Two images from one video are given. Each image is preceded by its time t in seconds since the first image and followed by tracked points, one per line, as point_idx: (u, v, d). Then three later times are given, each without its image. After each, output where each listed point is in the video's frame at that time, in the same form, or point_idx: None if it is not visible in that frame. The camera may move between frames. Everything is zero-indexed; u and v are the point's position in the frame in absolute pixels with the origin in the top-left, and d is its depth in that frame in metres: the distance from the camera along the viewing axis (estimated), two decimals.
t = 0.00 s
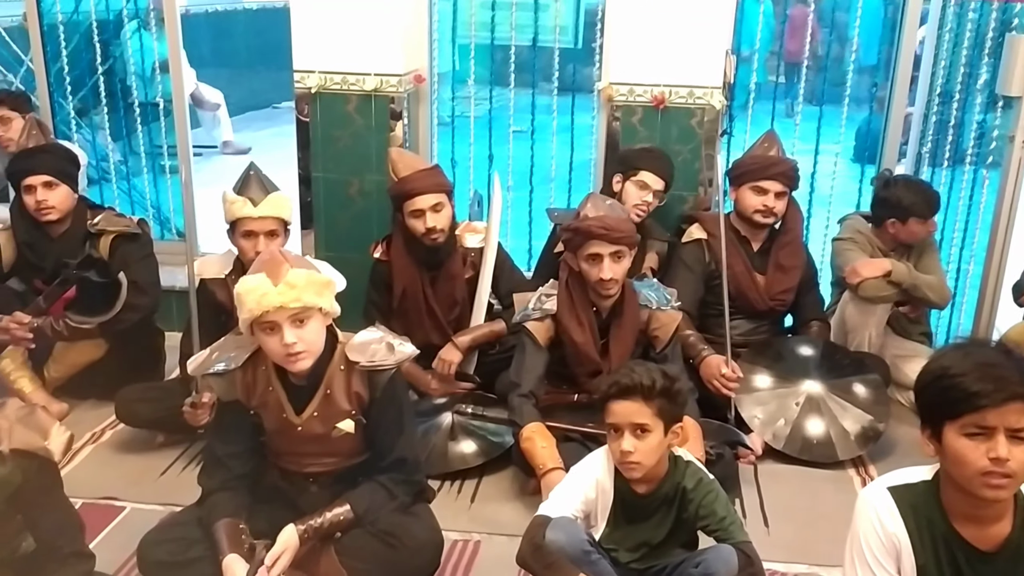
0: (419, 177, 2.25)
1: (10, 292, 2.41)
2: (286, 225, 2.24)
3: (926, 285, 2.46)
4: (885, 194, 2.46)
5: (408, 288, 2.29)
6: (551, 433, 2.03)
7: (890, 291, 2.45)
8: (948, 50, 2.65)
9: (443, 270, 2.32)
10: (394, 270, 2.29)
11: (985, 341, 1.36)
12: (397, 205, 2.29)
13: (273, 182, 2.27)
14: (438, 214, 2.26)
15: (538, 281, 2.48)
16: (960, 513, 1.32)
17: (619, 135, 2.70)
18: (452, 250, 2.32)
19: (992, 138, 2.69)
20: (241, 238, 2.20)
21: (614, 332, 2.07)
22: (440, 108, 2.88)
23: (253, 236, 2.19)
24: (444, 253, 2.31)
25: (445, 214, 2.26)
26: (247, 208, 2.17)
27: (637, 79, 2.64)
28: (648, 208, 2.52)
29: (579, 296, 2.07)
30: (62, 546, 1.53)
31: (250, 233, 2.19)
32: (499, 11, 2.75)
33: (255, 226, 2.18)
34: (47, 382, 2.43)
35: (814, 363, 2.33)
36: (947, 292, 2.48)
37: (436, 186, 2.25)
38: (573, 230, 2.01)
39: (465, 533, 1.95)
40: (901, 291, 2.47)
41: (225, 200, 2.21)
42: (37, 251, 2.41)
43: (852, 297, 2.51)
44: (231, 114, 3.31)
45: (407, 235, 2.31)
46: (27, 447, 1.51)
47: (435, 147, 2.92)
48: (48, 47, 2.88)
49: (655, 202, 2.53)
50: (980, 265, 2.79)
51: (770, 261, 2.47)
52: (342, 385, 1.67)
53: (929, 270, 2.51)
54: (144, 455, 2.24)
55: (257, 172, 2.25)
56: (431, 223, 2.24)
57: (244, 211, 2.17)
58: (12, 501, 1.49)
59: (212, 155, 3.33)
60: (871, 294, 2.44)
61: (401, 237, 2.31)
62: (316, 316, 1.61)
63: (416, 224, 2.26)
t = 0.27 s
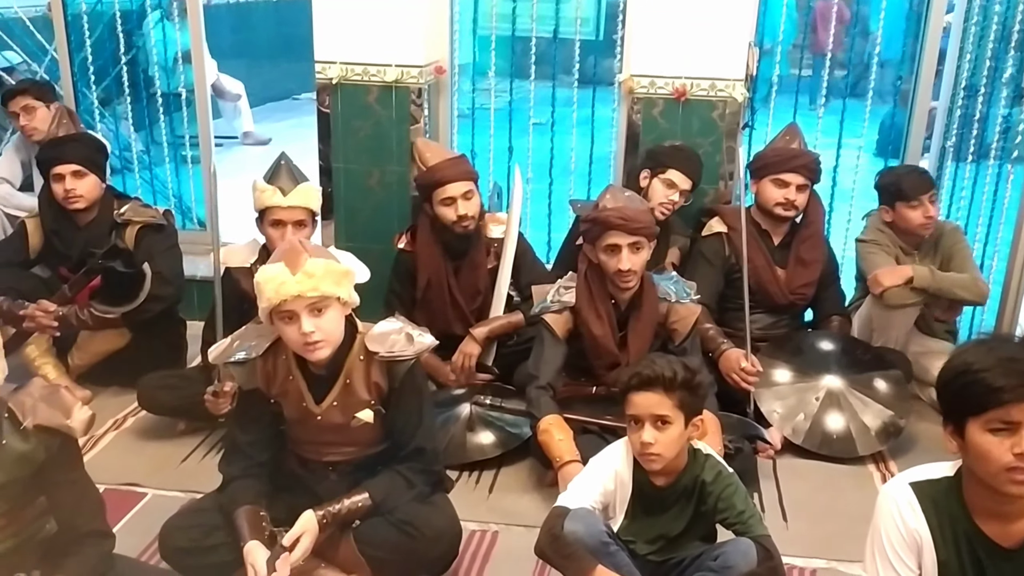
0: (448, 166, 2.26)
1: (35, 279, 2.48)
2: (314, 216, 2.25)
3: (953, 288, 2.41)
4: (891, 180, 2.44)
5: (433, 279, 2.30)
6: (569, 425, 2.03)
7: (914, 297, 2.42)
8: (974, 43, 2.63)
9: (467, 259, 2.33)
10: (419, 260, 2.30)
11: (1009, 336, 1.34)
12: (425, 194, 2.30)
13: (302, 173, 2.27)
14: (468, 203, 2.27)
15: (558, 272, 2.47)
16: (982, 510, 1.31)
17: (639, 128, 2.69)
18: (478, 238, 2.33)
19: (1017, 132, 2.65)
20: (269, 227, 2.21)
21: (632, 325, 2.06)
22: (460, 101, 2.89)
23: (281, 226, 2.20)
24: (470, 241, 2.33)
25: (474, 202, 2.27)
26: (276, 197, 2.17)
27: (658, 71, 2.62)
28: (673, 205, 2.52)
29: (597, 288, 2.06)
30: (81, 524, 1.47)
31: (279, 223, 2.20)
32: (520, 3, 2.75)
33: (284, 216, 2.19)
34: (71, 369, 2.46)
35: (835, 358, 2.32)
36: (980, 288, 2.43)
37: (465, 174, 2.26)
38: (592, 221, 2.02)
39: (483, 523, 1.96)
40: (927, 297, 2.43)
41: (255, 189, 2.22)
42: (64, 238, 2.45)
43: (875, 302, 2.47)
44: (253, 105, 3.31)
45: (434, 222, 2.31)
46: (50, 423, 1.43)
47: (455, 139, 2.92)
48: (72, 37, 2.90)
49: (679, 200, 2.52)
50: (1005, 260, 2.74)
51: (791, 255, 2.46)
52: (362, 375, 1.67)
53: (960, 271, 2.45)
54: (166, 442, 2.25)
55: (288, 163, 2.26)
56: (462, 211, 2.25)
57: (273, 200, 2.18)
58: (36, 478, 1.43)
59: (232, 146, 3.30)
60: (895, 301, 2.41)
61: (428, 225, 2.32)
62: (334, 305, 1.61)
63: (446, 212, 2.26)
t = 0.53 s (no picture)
0: (477, 154, 2.26)
1: (60, 264, 2.51)
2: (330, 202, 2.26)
3: (979, 293, 2.38)
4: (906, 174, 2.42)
5: (458, 265, 2.31)
6: (587, 415, 2.03)
7: (938, 299, 2.40)
8: (999, 34, 2.60)
9: (491, 248, 2.34)
10: (444, 246, 2.32)
11: None
12: (454, 181, 2.30)
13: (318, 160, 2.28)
14: (497, 191, 2.27)
15: (577, 263, 2.47)
16: (1003, 505, 1.30)
17: (658, 118, 2.67)
18: (504, 227, 2.33)
19: None
20: (286, 215, 2.22)
21: (656, 315, 2.06)
22: (479, 91, 2.88)
23: (297, 213, 2.21)
24: (495, 230, 2.33)
25: (503, 191, 2.27)
26: (290, 184, 2.18)
27: (679, 60, 2.61)
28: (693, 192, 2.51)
29: (623, 277, 2.06)
30: (103, 507, 1.48)
31: (295, 210, 2.21)
32: None
33: (299, 203, 2.20)
34: (94, 355, 2.49)
35: (855, 351, 2.30)
36: (1002, 295, 2.41)
37: (494, 163, 2.26)
38: (623, 210, 2.01)
39: (500, 512, 1.96)
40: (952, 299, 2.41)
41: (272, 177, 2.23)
42: (88, 225, 2.47)
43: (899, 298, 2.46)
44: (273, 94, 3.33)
45: (461, 209, 2.32)
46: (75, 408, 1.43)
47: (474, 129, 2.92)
48: (94, 25, 2.92)
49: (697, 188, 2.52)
50: None
51: (811, 247, 2.44)
52: (379, 363, 1.68)
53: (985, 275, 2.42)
54: (186, 428, 2.27)
55: (303, 149, 2.27)
56: (490, 199, 2.25)
57: (289, 187, 2.19)
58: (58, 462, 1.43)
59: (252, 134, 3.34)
60: (920, 303, 2.39)
61: (455, 213, 2.32)
62: (350, 294, 1.62)
63: (474, 200, 2.27)
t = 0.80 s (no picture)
0: (496, 143, 2.25)
1: (81, 250, 2.52)
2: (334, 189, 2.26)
3: (994, 284, 2.37)
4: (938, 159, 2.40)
5: (474, 253, 2.31)
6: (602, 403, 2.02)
7: (952, 288, 2.39)
8: (1020, 22, 2.56)
9: (509, 236, 2.34)
10: (461, 234, 2.32)
11: None
12: (472, 169, 2.29)
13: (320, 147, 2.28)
14: (514, 180, 2.27)
15: (592, 253, 2.46)
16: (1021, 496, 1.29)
17: (676, 107, 2.66)
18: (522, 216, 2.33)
19: None
20: (289, 204, 2.24)
21: (678, 304, 2.05)
22: (495, 79, 2.87)
23: (299, 202, 2.22)
24: (512, 219, 2.33)
25: (519, 181, 2.27)
26: (291, 172, 2.20)
27: (696, 49, 2.60)
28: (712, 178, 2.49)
29: (645, 265, 2.05)
30: (126, 499, 1.48)
31: (297, 198, 2.22)
32: None
33: (301, 191, 2.21)
34: (112, 342, 2.50)
35: (871, 342, 2.29)
36: (1015, 291, 2.40)
37: (512, 152, 2.26)
38: (650, 196, 2.00)
39: (514, 500, 1.97)
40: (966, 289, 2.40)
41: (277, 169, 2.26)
42: (109, 212, 2.48)
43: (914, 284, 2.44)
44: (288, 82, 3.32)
45: (478, 198, 2.32)
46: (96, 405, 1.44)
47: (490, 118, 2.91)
48: (112, 11, 2.93)
49: (712, 173, 2.50)
50: None
51: (828, 238, 2.43)
52: (395, 350, 1.68)
53: (1000, 271, 2.40)
54: (202, 414, 2.28)
55: (306, 138, 2.28)
56: (506, 188, 2.25)
57: (289, 175, 2.21)
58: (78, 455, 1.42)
59: (267, 122, 3.27)
60: (932, 288, 2.38)
61: (471, 201, 2.32)
62: (364, 282, 1.62)
63: (491, 188, 2.26)
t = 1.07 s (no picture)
0: (512, 128, 2.25)
1: (107, 233, 2.57)
2: (345, 172, 2.26)
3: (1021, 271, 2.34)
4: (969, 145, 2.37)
5: (491, 238, 2.31)
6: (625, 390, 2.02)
7: (977, 270, 2.38)
8: None
9: (527, 224, 2.33)
10: (478, 222, 2.32)
11: None
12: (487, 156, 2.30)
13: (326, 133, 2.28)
14: (527, 167, 2.26)
15: (616, 237, 2.44)
16: None
17: (699, 92, 2.63)
18: (537, 204, 2.33)
19: None
20: (303, 191, 2.24)
21: (700, 291, 2.04)
22: (518, 66, 2.85)
23: (313, 188, 2.23)
24: (529, 206, 2.33)
25: (532, 167, 2.26)
26: (299, 162, 2.20)
27: (722, 34, 2.58)
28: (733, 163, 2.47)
29: (668, 251, 2.05)
30: (159, 482, 1.50)
31: (310, 186, 2.22)
32: None
33: (312, 178, 2.21)
34: (139, 324, 2.53)
35: (897, 331, 2.27)
36: None
37: (529, 140, 2.25)
38: (672, 182, 1.99)
39: (536, 484, 1.97)
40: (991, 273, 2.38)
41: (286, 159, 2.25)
42: (137, 195, 2.51)
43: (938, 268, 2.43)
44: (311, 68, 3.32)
45: (494, 186, 2.32)
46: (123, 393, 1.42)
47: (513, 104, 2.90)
48: None
49: (737, 159, 2.49)
50: None
51: (854, 226, 2.41)
52: (419, 334, 1.69)
53: None
54: (227, 397, 2.30)
55: (311, 126, 2.28)
56: (518, 175, 2.24)
57: (298, 164, 2.21)
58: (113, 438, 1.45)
59: (290, 108, 3.28)
60: (956, 270, 2.37)
61: (488, 187, 2.32)
62: (389, 266, 1.62)
63: (504, 175, 2.26)
